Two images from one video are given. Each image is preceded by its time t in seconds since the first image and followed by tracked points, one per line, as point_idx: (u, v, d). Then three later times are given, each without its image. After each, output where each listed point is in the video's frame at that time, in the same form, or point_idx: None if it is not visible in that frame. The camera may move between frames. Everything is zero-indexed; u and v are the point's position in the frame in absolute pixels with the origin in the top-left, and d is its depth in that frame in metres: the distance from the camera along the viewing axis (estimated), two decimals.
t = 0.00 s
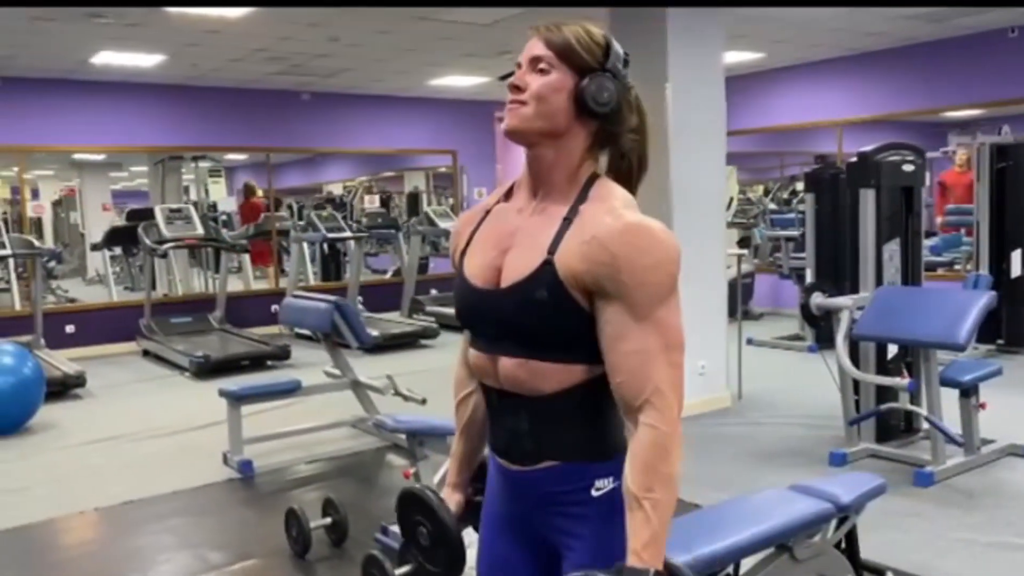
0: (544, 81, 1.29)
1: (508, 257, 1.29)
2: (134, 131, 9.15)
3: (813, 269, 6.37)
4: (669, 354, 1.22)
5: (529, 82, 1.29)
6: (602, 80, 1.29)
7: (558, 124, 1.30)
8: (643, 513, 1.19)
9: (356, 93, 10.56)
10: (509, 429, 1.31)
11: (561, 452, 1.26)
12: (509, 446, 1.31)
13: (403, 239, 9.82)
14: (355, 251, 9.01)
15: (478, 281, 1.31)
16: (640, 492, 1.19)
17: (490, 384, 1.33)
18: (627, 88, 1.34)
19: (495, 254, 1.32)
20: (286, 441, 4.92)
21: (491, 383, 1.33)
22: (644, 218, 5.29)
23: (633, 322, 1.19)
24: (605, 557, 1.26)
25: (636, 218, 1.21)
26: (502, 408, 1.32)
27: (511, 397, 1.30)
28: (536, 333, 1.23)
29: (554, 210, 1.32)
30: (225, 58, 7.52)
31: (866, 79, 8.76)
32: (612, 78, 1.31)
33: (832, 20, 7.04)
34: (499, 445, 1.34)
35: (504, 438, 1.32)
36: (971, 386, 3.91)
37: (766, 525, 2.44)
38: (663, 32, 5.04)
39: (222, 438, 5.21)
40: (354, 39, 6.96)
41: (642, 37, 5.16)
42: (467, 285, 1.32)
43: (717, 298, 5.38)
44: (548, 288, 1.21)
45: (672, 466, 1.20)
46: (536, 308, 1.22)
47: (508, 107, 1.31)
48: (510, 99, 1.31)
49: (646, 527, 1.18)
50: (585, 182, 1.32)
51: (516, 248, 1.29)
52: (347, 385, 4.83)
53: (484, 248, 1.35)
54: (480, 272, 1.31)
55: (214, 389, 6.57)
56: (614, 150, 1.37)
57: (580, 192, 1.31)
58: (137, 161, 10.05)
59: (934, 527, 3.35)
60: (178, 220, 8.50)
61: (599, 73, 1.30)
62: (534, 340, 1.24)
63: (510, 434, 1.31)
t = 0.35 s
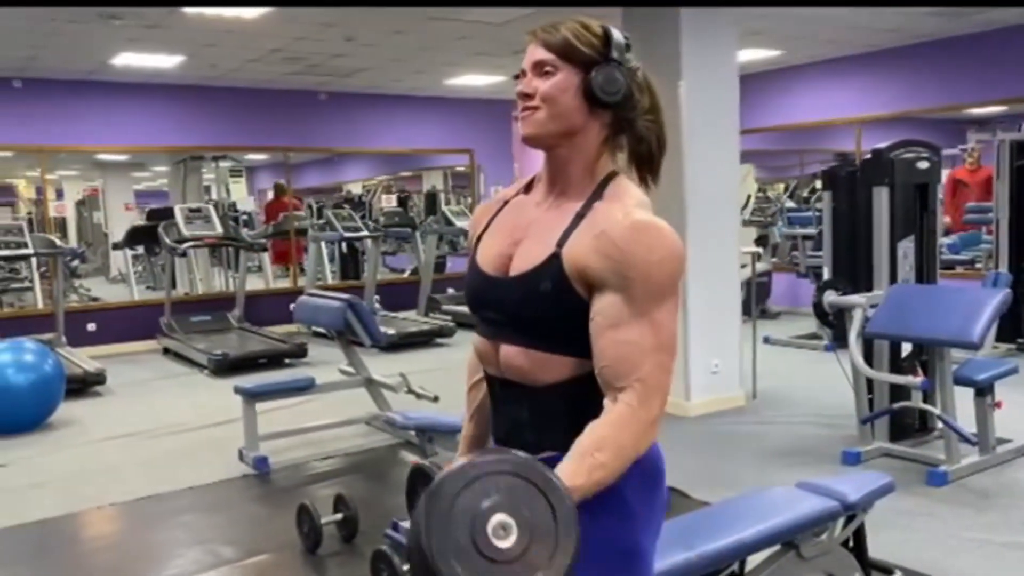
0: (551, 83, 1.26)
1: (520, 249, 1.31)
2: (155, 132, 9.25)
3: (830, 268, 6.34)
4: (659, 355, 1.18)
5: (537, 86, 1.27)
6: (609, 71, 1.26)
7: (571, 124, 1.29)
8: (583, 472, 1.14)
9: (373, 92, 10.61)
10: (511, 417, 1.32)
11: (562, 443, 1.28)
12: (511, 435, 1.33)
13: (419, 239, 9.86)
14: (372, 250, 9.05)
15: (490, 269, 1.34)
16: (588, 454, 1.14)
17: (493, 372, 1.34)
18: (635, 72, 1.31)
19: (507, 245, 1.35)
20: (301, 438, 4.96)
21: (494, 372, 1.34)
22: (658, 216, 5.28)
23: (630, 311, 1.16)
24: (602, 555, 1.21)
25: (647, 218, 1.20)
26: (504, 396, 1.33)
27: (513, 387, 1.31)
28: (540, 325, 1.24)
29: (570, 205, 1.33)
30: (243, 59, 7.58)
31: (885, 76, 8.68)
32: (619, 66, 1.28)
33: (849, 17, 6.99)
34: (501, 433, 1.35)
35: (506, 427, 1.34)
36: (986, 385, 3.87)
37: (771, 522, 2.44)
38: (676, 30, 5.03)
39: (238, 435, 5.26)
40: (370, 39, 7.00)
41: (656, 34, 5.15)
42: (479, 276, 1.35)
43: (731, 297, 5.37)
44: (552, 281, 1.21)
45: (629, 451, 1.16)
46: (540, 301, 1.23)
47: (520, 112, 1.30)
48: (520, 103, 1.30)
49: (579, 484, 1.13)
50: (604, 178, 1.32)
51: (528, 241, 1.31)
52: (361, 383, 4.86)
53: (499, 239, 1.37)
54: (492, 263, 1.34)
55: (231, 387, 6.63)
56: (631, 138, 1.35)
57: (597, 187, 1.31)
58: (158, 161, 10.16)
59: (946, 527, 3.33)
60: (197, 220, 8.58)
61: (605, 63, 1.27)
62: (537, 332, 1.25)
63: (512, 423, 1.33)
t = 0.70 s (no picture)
0: (545, 89, 1.27)
1: (517, 247, 1.33)
2: (172, 134, 9.33)
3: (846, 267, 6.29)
4: (642, 351, 1.17)
5: (531, 93, 1.27)
6: (599, 71, 1.26)
7: (568, 127, 1.29)
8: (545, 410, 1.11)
9: (388, 94, 10.64)
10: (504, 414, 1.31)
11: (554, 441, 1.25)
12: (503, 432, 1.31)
13: (435, 239, 9.89)
14: (388, 250, 9.09)
15: (488, 266, 1.35)
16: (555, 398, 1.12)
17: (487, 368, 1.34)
18: (626, 71, 1.31)
19: (506, 242, 1.37)
20: (314, 437, 5.00)
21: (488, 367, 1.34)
22: (670, 216, 5.27)
23: (620, 300, 1.16)
24: (594, 553, 1.21)
25: (647, 218, 1.21)
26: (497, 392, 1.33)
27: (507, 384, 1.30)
28: (534, 325, 1.25)
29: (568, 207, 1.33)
30: (259, 61, 7.62)
31: (904, 73, 8.59)
32: (609, 68, 1.27)
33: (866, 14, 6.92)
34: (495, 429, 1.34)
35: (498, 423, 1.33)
36: (998, 385, 3.83)
37: (772, 523, 2.45)
38: (687, 30, 5.03)
39: (252, 434, 5.31)
40: (383, 40, 7.03)
41: (668, 33, 5.14)
42: (476, 271, 1.38)
43: (743, 296, 5.36)
44: (547, 281, 1.23)
45: (592, 423, 1.15)
46: (535, 302, 1.24)
47: (515, 119, 1.31)
48: (515, 110, 1.30)
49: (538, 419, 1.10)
50: (602, 179, 1.32)
51: (526, 240, 1.33)
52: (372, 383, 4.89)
53: (497, 238, 1.39)
54: (490, 261, 1.36)
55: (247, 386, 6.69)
56: (626, 137, 1.35)
57: (595, 189, 1.31)
58: (177, 163, 10.26)
59: (957, 528, 3.31)
60: (214, 221, 8.66)
61: (596, 65, 1.26)
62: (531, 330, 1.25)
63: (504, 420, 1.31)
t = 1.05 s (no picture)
0: (539, 91, 1.27)
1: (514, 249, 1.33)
2: (185, 137, 9.40)
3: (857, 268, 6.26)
4: (631, 346, 1.15)
5: (525, 95, 1.28)
6: (591, 72, 1.26)
7: (561, 129, 1.29)
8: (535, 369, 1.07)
9: (400, 96, 10.67)
10: (492, 414, 1.28)
11: (542, 443, 1.22)
12: (491, 433, 1.28)
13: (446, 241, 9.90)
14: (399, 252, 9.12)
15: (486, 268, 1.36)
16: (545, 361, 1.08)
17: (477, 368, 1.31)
18: (618, 73, 1.31)
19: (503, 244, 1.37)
20: (323, 438, 5.02)
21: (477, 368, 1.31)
22: (679, 216, 5.26)
23: (614, 294, 1.15)
24: (585, 552, 1.22)
25: (645, 221, 1.20)
26: (486, 393, 1.29)
27: (495, 384, 1.27)
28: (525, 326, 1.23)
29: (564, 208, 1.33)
30: (271, 64, 7.67)
31: (915, 73, 8.54)
32: (601, 70, 1.28)
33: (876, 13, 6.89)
34: (483, 430, 1.31)
35: (486, 424, 1.30)
36: (1009, 386, 3.80)
37: (777, 523, 2.44)
38: (696, 30, 5.02)
39: (262, 435, 5.34)
40: (393, 43, 7.06)
41: (677, 33, 5.13)
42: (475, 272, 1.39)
43: (751, 297, 5.34)
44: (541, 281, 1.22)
45: (579, 403, 1.11)
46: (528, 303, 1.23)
47: (510, 121, 1.31)
48: (510, 111, 1.31)
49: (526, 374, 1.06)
50: (597, 181, 1.32)
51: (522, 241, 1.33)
52: (382, 384, 4.91)
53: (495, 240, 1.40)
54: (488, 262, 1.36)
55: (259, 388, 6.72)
56: (621, 138, 1.35)
57: (591, 190, 1.30)
58: (191, 166, 10.34)
59: (967, 529, 3.29)
60: (227, 223, 8.72)
61: (588, 66, 1.27)
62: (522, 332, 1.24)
63: (492, 421, 1.28)
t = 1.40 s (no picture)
0: (533, 92, 1.27)
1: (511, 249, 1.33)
2: (199, 140, 9.45)
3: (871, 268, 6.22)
4: (623, 342, 1.14)
5: (519, 97, 1.28)
6: (584, 71, 1.26)
7: (557, 130, 1.29)
8: (538, 338, 1.05)
9: (412, 98, 10.69)
10: (487, 415, 1.28)
11: (536, 443, 1.23)
12: (487, 434, 1.28)
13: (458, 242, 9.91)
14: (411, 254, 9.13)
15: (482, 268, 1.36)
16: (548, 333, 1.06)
17: (473, 368, 1.31)
18: (613, 72, 1.31)
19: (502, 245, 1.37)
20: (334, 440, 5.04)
21: (473, 367, 1.31)
22: (689, 217, 5.25)
23: (612, 287, 1.15)
24: (580, 553, 1.21)
25: (644, 224, 1.21)
26: (481, 393, 1.29)
27: (491, 384, 1.27)
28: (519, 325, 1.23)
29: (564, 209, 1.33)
30: (283, 67, 7.70)
31: (929, 72, 8.48)
32: (596, 69, 1.27)
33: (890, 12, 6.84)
34: (478, 431, 1.31)
35: (482, 425, 1.30)
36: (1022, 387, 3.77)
37: (784, 524, 2.43)
38: (706, 30, 5.01)
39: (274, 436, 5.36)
40: (404, 45, 7.08)
41: (687, 34, 5.12)
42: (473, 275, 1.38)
43: (763, 297, 5.32)
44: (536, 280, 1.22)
45: (567, 384, 1.09)
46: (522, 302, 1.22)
47: (507, 123, 1.32)
48: (506, 114, 1.31)
49: (529, 341, 1.04)
50: (596, 180, 1.31)
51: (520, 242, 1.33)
52: (392, 385, 4.92)
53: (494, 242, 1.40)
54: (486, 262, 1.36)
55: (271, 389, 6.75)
56: (618, 137, 1.34)
57: (588, 190, 1.30)
58: (205, 169, 10.40)
59: (979, 532, 3.26)
60: (240, 226, 8.77)
61: (582, 66, 1.26)
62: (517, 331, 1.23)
63: (487, 421, 1.28)
